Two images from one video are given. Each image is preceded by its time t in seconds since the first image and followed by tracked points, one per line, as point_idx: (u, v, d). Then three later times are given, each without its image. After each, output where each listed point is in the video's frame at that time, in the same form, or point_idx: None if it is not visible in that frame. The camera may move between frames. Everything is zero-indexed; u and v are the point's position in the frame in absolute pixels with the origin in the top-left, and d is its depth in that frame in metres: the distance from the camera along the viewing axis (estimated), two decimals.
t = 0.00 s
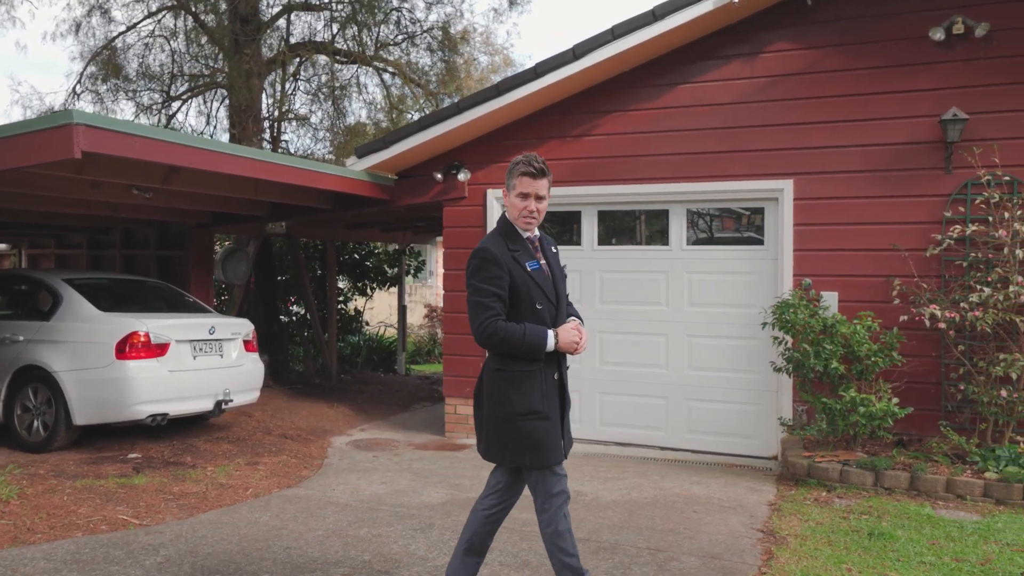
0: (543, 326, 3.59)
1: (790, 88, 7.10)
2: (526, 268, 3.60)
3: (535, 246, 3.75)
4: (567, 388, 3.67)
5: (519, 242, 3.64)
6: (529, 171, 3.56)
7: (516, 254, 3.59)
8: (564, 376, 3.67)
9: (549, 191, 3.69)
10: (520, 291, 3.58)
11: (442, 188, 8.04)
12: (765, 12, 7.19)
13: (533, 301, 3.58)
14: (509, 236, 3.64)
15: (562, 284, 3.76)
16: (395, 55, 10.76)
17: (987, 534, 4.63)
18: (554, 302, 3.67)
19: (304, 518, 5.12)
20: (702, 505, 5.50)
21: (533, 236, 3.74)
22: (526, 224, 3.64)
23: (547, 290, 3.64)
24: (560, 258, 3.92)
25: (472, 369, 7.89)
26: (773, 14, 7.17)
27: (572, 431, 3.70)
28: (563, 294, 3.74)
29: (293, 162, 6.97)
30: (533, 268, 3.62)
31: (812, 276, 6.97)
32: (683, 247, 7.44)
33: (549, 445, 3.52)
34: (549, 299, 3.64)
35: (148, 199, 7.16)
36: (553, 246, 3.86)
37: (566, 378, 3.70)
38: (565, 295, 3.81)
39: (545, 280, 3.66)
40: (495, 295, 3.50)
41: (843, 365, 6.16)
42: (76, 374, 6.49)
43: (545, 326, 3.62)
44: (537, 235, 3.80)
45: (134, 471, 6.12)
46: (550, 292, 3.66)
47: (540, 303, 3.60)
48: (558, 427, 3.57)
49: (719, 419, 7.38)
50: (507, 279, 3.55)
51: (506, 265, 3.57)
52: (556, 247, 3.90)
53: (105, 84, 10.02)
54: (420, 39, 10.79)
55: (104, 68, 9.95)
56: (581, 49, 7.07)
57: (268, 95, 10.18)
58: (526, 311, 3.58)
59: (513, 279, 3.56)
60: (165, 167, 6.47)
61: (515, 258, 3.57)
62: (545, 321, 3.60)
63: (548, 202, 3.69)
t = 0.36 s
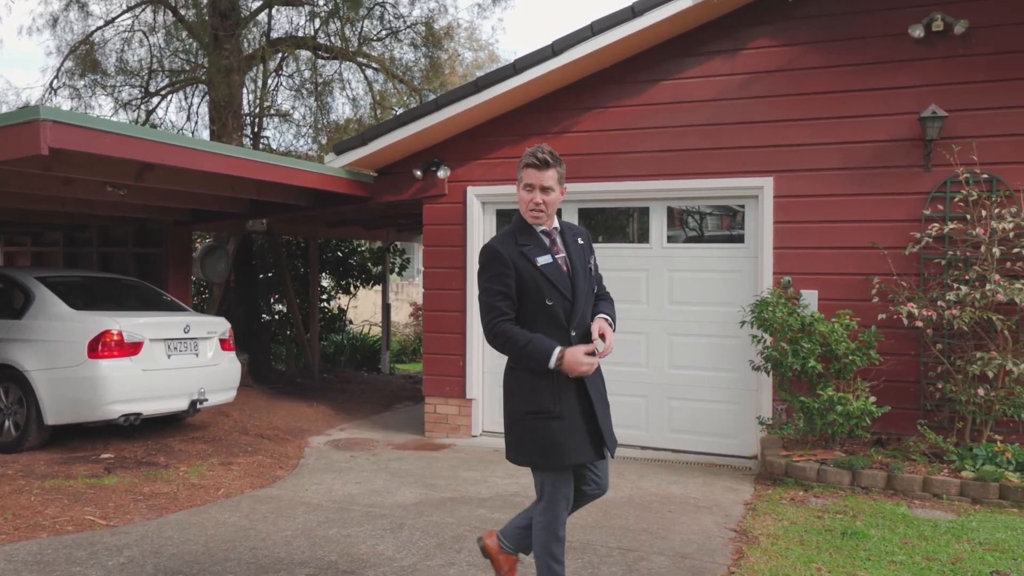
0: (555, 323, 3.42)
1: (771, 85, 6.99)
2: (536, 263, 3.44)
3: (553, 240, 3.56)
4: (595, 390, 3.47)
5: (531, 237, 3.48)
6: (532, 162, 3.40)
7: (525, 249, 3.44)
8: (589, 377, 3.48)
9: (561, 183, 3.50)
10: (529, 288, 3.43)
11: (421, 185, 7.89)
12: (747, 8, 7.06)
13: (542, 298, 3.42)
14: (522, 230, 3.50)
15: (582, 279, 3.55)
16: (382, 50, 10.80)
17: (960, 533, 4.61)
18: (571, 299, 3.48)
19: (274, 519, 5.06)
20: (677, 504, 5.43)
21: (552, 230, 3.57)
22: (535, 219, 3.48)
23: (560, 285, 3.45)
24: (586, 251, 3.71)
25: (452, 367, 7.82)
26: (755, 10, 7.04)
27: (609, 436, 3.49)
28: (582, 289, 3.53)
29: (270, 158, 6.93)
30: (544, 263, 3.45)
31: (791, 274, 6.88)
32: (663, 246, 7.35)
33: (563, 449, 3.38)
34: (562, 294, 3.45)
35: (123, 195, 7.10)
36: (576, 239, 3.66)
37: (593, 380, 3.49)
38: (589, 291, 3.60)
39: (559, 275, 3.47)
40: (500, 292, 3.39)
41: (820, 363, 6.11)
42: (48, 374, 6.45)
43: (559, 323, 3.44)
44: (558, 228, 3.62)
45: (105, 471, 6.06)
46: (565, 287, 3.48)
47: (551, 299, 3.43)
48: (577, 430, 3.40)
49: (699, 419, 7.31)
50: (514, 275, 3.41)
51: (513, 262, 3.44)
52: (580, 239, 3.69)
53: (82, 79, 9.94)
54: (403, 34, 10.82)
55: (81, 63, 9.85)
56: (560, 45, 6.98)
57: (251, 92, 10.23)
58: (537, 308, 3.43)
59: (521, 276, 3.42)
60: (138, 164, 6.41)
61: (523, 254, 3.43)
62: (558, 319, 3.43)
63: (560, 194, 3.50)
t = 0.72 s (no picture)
0: (519, 322, 3.41)
1: (745, 83, 6.93)
2: (515, 261, 3.45)
3: (549, 242, 3.45)
4: (559, 398, 3.33)
5: (522, 236, 3.45)
6: (506, 168, 3.32)
7: (509, 246, 3.48)
8: (555, 384, 3.34)
9: (545, 188, 3.33)
10: (506, 284, 3.48)
11: (396, 182, 7.81)
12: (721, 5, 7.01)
13: (512, 295, 3.44)
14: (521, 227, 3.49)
15: (562, 281, 3.37)
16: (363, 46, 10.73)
17: (925, 532, 4.57)
18: (544, 299, 3.38)
19: (236, 519, 5.00)
20: (645, 504, 5.37)
21: (554, 230, 3.46)
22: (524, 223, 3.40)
23: (532, 284, 3.40)
24: (595, 253, 3.48)
25: (427, 367, 7.74)
26: (729, 8, 6.99)
27: (575, 448, 3.33)
28: (558, 292, 3.36)
29: (240, 156, 6.86)
30: (524, 261, 3.42)
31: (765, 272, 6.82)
32: (639, 244, 7.26)
33: (515, 452, 3.38)
34: (534, 294, 3.40)
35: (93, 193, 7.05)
36: (579, 239, 3.46)
37: (561, 388, 3.34)
38: (576, 295, 3.40)
39: (536, 275, 3.40)
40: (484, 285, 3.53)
41: (792, 362, 6.07)
42: (15, 374, 6.38)
43: (527, 323, 3.40)
44: (559, 230, 3.46)
45: (71, 472, 5.99)
46: (540, 288, 3.39)
47: (521, 298, 3.41)
48: (531, 434, 3.36)
49: (675, 419, 7.25)
50: (495, 270, 3.50)
51: (500, 256, 3.51)
52: (586, 239, 3.47)
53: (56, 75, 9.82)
54: (383, 30, 10.77)
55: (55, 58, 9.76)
56: (533, 42, 6.89)
57: (229, 86, 10.25)
58: (513, 304, 3.46)
59: (500, 271, 3.49)
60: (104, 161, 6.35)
61: (505, 249, 3.47)
62: (526, 318, 3.41)
63: (543, 199, 3.34)
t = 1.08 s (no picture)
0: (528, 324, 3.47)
1: (719, 81, 6.87)
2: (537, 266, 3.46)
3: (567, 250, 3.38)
4: (554, 404, 3.26)
5: (550, 242, 3.45)
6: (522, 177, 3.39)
7: (537, 251, 3.48)
8: (550, 390, 3.28)
9: (552, 191, 3.32)
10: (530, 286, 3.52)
11: (371, 180, 7.76)
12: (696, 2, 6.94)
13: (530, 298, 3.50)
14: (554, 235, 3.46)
15: (563, 290, 3.30)
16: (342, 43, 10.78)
17: (889, 531, 4.56)
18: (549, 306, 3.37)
19: (199, 519, 4.96)
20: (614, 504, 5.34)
21: (575, 237, 3.37)
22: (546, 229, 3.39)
23: (544, 290, 3.40)
24: (605, 263, 3.29)
25: (401, 366, 7.70)
26: (704, 5, 6.92)
27: (563, 457, 3.24)
28: (556, 300, 3.31)
29: (210, 154, 6.79)
30: (541, 267, 3.43)
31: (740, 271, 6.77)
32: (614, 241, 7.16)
33: (511, 447, 3.39)
34: (543, 301, 3.40)
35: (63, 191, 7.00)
36: (591, 248, 3.31)
37: (556, 396, 3.26)
38: (575, 305, 3.30)
39: (547, 283, 3.40)
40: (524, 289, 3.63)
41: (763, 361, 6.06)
42: None
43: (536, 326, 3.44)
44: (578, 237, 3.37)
45: (37, 472, 5.93)
46: (549, 294, 3.39)
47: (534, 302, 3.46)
48: (525, 433, 3.34)
49: (650, 419, 7.19)
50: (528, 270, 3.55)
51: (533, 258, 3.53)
52: (600, 249, 3.31)
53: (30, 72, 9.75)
54: (363, 27, 10.71)
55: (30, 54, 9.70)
56: (507, 40, 6.83)
57: (206, 85, 10.10)
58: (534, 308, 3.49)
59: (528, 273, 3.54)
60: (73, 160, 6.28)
61: (534, 252, 3.49)
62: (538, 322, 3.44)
63: (552, 202, 3.32)
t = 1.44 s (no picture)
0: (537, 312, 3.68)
1: (697, 79, 6.82)
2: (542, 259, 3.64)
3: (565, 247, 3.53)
4: (540, 396, 3.44)
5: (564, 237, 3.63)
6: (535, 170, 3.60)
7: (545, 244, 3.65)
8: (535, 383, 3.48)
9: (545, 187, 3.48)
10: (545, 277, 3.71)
11: (349, 179, 7.72)
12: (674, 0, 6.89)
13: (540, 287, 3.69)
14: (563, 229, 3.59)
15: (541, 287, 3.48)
16: (324, 39, 10.72)
17: (860, 530, 4.53)
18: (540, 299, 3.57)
19: (168, 519, 4.92)
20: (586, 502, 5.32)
21: (569, 235, 3.49)
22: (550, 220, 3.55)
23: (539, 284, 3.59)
24: (573, 265, 3.35)
25: (379, 365, 7.66)
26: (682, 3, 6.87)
27: (543, 447, 3.41)
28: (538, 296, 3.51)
29: (184, 152, 6.73)
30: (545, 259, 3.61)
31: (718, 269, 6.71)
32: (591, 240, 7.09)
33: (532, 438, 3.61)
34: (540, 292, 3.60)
35: (36, 188, 6.93)
36: (569, 249, 3.40)
37: (542, 388, 3.44)
38: (549, 303, 3.45)
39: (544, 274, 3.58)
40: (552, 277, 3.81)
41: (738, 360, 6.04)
42: None
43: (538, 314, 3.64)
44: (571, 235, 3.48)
45: (7, 473, 5.87)
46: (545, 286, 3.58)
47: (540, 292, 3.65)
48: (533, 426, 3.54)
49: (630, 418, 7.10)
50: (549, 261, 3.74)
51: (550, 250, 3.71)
52: (573, 252, 3.37)
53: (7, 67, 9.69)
54: (345, 23, 10.74)
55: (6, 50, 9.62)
56: (484, 37, 6.76)
57: (186, 80, 10.22)
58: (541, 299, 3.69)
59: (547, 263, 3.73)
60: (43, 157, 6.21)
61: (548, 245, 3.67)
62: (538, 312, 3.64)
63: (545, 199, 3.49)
